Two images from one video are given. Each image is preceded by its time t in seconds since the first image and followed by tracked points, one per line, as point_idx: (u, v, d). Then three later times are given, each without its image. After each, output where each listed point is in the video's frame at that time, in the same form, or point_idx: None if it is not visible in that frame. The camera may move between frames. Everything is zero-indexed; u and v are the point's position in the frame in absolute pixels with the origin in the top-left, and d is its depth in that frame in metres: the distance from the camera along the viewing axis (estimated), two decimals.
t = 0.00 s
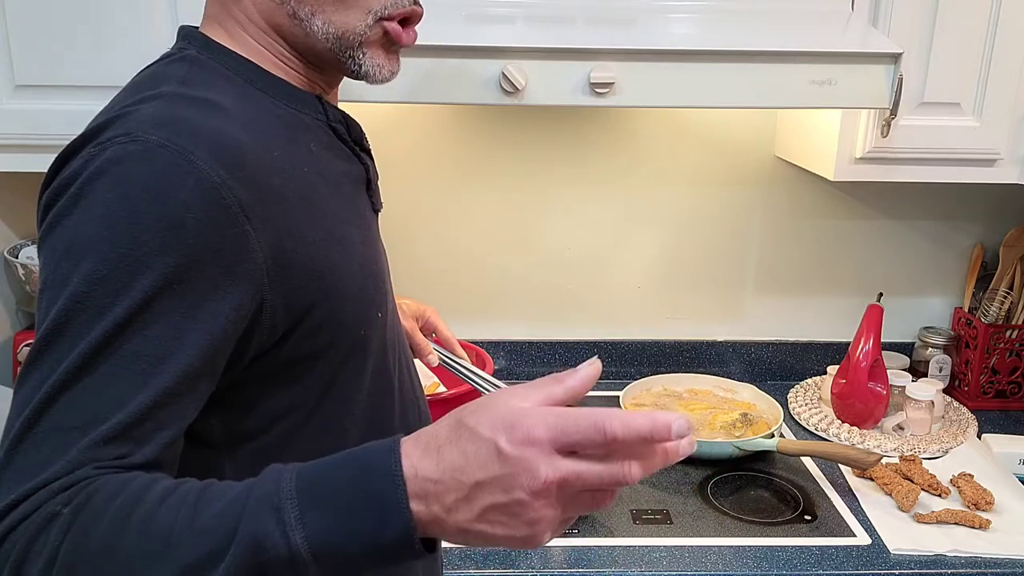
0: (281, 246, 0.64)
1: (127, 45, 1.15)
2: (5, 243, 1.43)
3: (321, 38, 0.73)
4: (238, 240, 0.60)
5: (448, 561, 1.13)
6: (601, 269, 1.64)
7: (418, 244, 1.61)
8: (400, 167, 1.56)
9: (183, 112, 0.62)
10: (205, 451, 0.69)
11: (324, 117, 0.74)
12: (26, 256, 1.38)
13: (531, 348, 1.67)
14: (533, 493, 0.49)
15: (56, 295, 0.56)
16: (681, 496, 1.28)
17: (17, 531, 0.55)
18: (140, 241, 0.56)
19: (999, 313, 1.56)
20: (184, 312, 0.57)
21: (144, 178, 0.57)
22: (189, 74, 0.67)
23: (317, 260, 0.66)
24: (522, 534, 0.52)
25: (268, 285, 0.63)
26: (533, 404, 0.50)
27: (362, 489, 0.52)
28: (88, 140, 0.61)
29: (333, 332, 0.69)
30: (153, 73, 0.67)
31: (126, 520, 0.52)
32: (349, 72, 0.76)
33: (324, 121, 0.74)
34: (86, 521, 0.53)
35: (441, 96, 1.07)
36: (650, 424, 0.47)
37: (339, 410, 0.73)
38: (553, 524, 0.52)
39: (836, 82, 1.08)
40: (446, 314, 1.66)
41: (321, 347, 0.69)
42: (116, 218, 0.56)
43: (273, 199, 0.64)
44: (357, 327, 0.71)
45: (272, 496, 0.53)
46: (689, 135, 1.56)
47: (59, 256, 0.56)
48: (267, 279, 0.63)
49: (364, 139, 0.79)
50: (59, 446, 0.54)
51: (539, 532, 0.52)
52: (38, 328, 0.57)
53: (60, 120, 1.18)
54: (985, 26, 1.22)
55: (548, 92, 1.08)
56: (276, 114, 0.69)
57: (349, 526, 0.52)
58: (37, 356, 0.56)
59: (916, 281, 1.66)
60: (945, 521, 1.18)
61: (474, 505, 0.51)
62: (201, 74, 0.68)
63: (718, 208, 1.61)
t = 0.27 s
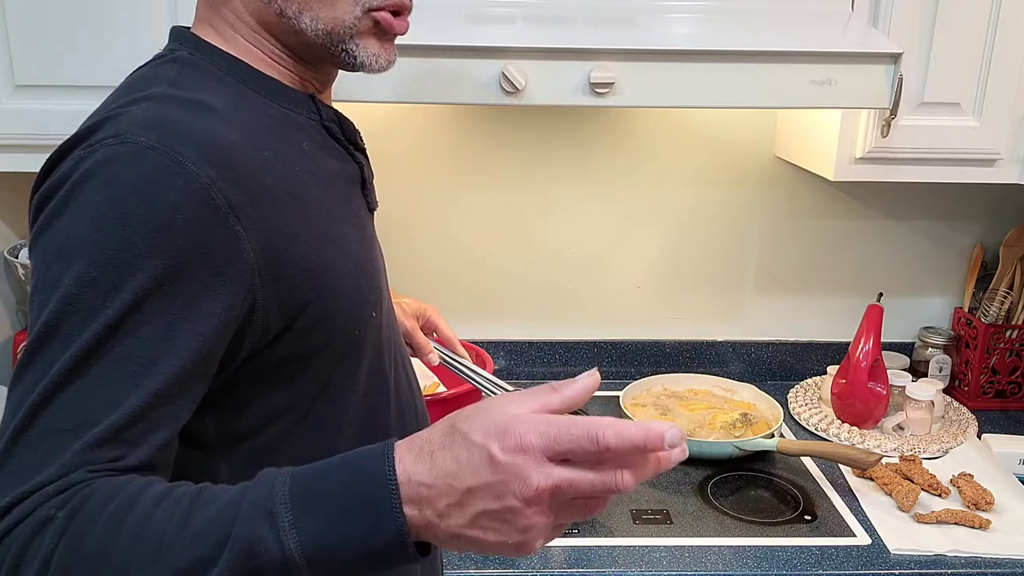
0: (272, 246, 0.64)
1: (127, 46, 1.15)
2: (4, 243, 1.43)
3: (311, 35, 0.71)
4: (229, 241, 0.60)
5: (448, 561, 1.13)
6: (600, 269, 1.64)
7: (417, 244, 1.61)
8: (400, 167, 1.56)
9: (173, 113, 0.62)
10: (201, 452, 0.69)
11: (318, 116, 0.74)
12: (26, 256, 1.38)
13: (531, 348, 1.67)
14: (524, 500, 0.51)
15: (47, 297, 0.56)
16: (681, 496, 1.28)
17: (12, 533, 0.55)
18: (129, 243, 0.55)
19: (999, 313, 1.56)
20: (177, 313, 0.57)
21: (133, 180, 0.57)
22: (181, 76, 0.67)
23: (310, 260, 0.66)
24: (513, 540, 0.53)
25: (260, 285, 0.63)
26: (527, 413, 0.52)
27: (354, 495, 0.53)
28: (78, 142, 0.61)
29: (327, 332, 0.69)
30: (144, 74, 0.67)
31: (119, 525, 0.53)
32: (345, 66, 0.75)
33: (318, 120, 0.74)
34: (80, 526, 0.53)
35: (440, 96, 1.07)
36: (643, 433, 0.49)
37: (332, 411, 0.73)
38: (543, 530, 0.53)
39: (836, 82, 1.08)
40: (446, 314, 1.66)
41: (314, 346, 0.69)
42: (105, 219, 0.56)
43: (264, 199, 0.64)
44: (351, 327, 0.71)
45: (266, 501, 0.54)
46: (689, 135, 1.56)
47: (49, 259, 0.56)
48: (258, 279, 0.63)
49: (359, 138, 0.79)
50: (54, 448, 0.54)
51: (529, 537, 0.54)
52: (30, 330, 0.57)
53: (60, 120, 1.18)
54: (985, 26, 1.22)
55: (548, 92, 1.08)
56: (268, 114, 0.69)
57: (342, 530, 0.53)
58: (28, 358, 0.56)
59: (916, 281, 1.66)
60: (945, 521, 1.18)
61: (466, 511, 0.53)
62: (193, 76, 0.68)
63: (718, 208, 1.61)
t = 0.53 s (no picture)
0: (270, 241, 0.64)
1: (128, 45, 1.15)
2: (4, 243, 1.43)
3: (298, 29, 0.72)
4: (226, 234, 0.60)
5: (448, 561, 1.13)
6: (600, 270, 1.64)
7: (417, 244, 1.61)
8: (400, 166, 1.56)
9: (169, 108, 0.62)
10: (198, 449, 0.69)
11: (315, 112, 0.74)
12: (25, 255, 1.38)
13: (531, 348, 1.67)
14: (511, 433, 0.46)
15: (43, 292, 0.56)
16: (681, 496, 1.28)
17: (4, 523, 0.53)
18: (126, 235, 0.55)
19: (999, 313, 1.56)
20: (173, 306, 0.57)
21: (129, 173, 0.57)
22: (176, 71, 0.67)
23: (307, 255, 0.66)
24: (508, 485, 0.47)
25: (259, 280, 0.63)
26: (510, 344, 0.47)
27: (344, 454, 0.50)
28: (74, 138, 0.61)
29: (325, 328, 0.69)
30: (140, 71, 0.68)
31: (107, 510, 0.51)
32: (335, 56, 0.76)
33: (315, 116, 0.74)
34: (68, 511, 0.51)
35: (440, 96, 1.07)
36: (625, 352, 0.45)
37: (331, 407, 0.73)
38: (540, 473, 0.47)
39: (836, 83, 1.08)
40: (445, 313, 1.66)
41: (313, 342, 0.69)
42: (101, 213, 0.56)
43: (262, 194, 0.64)
44: (349, 322, 0.71)
45: (254, 467, 0.50)
46: (689, 135, 1.56)
47: (45, 253, 0.56)
48: (257, 274, 0.63)
49: (357, 133, 0.79)
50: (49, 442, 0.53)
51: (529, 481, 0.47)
52: (25, 326, 0.56)
53: (60, 119, 1.18)
54: (985, 26, 1.22)
55: (548, 92, 1.08)
56: (265, 109, 0.69)
57: (337, 490, 0.49)
58: (25, 354, 0.56)
59: (916, 281, 1.66)
60: (945, 521, 1.18)
61: (453, 456, 0.47)
62: (189, 71, 0.68)
63: (718, 208, 1.61)
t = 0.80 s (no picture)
0: (265, 242, 0.64)
1: (128, 46, 1.15)
2: (4, 243, 1.43)
3: (297, 34, 0.72)
4: (220, 235, 0.60)
5: (448, 561, 1.13)
6: (600, 270, 1.64)
7: (417, 244, 1.61)
8: (400, 166, 1.56)
9: (162, 110, 0.62)
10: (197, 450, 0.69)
11: (310, 113, 0.74)
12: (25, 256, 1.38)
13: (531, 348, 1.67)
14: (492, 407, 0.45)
15: (39, 296, 0.56)
16: (681, 496, 1.28)
17: (9, 528, 0.53)
18: (119, 237, 0.55)
19: (999, 313, 1.56)
20: (169, 307, 0.57)
21: (121, 175, 0.57)
22: (170, 74, 0.67)
23: (302, 255, 0.67)
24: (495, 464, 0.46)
25: (255, 281, 0.63)
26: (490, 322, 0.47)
27: (343, 448, 0.49)
28: (68, 140, 0.61)
29: (322, 327, 0.69)
30: (134, 74, 0.68)
31: (109, 509, 0.50)
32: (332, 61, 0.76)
33: (310, 117, 0.74)
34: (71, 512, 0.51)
35: (440, 96, 1.07)
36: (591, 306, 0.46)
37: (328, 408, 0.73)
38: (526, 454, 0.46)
39: (836, 83, 1.08)
40: (446, 313, 1.66)
41: (310, 343, 0.69)
42: (94, 215, 0.55)
43: (256, 194, 0.64)
44: (345, 322, 0.71)
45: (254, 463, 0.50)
46: (689, 135, 1.56)
47: (40, 256, 0.56)
48: (253, 275, 0.63)
49: (353, 133, 0.79)
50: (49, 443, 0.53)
51: (516, 454, 0.46)
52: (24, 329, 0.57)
53: (60, 120, 1.18)
54: (985, 26, 1.22)
55: (548, 92, 1.08)
56: (259, 110, 0.69)
57: (337, 484, 0.49)
58: (23, 357, 0.56)
59: (916, 281, 1.66)
60: (945, 521, 1.18)
61: (440, 435, 0.47)
62: (182, 73, 0.68)
63: (718, 208, 1.61)
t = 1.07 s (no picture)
0: (266, 245, 0.64)
1: (128, 46, 1.15)
2: (4, 243, 1.43)
3: (303, 40, 0.72)
4: (220, 239, 0.60)
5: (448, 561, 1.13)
6: (600, 270, 1.64)
7: (417, 244, 1.61)
8: (400, 166, 1.56)
9: (166, 112, 0.62)
10: (195, 451, 0.69)
11: (316, 116, 0.74)
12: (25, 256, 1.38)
13: (531, 348, 1.67)
14: (496, 511, 0.51)
15: (39, 295, 0.56)
16: (681, 496, 1.28)
17: (8, 531, 0.55)
18: (119, 241, 0.55)
19: (999, 313, 1.56)
20: (168, 310, 0.57)
21: (123, 179, 0.57)
22: (175, 75, 0.67)
23: (304, 258, 0.66)
24: (491, 549, 0.53)
25: (254, 284, 0.63)
26: (502, 416, 0.53)
27: (344, 502, 0.53)
28: (71, 140, 0.61)
29: (322, 331, 0.69)
30: (139, 74, 0.67)
31: (114, 522, 0.52)
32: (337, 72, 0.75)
33: (315, 120, 0.74)
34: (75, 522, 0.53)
35: (440, 96, 1.07)
36: (607, 430, 0.52)
37: (328, 411, 0.73)
38: (520, 543, 0.53)
39: (836, 82, 1.08)
40: (445, 313, 1.66)
41: (310, 345, 0.69)
42: (95, 218, 0.55)
43: (258, 198, 0.64)
44: (346, 326, 0.71)
45: (253, 508, 0.53)
46: (689, 135, 1.56)
47: (40, 256, 0.56)
48: (252, 278, 0.63)
49: (357, 136, 0.79)
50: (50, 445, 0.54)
51: (506, 549, 0.53)
52: (23, 329, 0.57)
53: (60, 120, 1.18)
54: (985, 26, 1.22)
55: (548, 92, 1.08)
56: (263, 113, 0.69)
57: (331, 538, 0.53)
58: (22, 355, 0.56)
59: (916, 281, 1.66)
60: (945, 521, 1.18)
61: (441, 520, 0.52)
62: (187, 75, 0.67)
63: (718, 208, 1.61)
